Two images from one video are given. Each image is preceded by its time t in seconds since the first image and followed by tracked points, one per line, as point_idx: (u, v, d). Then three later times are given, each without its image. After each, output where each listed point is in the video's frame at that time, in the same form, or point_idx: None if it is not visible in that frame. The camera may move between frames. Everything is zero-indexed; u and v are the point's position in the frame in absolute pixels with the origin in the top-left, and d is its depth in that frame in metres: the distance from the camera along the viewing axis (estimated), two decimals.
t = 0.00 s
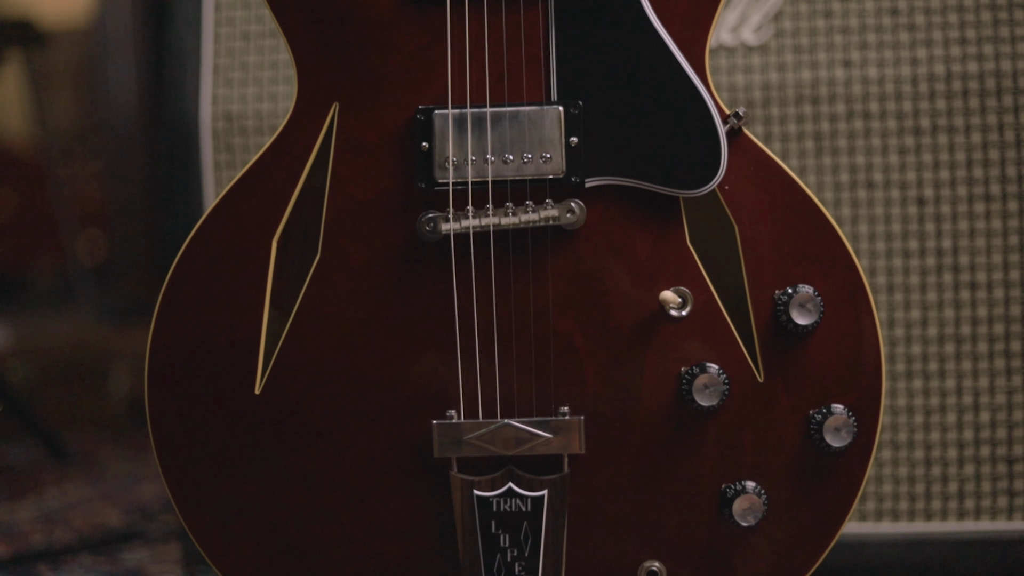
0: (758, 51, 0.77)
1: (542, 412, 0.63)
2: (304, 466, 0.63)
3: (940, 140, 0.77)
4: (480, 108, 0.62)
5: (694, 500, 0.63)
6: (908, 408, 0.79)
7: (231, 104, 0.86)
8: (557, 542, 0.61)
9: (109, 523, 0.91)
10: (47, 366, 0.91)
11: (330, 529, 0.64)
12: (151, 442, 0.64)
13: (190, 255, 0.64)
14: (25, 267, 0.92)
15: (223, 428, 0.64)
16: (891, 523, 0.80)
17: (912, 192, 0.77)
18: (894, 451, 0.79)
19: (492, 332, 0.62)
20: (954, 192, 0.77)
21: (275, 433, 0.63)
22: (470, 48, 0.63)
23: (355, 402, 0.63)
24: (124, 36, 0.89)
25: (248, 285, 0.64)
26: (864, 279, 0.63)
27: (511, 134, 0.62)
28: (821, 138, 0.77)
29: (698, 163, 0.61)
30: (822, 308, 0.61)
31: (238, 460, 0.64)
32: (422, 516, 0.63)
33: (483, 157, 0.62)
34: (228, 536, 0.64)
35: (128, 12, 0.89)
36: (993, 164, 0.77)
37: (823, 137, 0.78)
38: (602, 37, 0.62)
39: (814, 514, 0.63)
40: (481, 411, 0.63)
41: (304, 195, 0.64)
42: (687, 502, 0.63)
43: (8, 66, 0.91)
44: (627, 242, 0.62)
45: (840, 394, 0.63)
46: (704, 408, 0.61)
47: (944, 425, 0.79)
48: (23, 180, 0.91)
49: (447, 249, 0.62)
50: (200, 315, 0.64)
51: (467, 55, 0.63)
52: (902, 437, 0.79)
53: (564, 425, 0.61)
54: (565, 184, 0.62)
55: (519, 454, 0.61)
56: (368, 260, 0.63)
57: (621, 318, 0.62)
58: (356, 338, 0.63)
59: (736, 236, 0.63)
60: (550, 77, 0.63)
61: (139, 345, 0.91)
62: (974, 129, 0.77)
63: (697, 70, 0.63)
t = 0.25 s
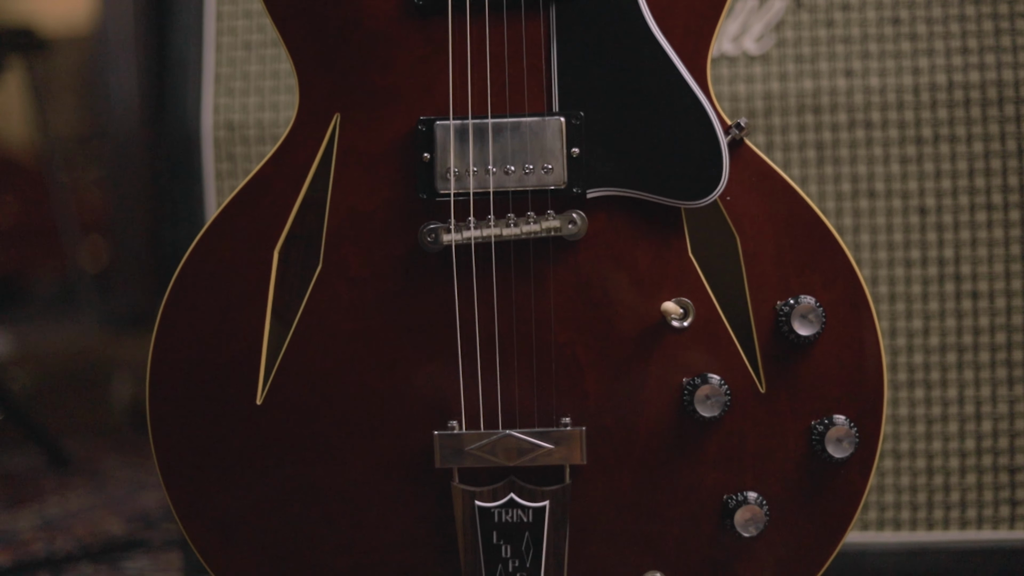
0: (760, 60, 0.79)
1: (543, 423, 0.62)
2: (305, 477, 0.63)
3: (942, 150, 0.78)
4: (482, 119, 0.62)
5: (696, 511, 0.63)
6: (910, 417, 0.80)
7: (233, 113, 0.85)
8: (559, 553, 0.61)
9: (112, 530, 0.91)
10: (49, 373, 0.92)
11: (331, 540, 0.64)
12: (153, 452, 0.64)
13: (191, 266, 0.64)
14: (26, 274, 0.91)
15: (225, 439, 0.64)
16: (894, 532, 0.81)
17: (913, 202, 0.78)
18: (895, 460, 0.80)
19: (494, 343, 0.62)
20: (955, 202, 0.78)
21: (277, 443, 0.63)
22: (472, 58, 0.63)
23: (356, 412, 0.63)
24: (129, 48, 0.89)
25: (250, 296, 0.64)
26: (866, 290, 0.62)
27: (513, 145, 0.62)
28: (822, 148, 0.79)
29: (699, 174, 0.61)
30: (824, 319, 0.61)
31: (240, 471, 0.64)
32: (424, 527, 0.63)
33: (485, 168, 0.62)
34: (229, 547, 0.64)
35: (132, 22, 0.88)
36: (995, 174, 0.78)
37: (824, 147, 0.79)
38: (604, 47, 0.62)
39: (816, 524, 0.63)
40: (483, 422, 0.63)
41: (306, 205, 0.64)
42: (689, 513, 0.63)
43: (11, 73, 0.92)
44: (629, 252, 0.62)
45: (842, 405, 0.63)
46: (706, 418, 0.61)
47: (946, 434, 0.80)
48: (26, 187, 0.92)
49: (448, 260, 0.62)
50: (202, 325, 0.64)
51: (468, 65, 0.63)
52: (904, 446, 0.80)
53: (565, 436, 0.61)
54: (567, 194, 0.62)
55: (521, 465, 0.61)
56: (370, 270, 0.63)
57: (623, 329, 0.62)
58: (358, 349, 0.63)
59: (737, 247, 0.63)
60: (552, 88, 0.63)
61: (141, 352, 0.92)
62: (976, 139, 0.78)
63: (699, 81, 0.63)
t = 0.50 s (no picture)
0: (761, 68, 0.80)
1: (545, 433, 0.62)
2: (306, 487, 0.63)
3: (944, 158, 0.79)
4: (483, 129, 0.62)
5: (697, 520, 0.63)
6: (912, 425, 0.80)
7: (234, 121, 0.90)
8: (560, 563, 0.61)
9: (113, 539, 0.92)
10: (49, 381, 0.91)
11: (332, 550, 0.63)
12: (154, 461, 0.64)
13: (193, 275, 0.64)
14: (28, 280, 0.91)
15: (225, 448, 0.63)
16: (895, 540, 0.81)
17: (915, 210, 0.79)
18: (897, 469, 0.80)
19: (495, 352, 0.62)
20: (957, 210, 0.79)
21: (278, 453, 0.63)
22: (473, 67, 0.63)
23: (357, 422, 0.63)
24: (129, 53, 0.92)
25: (251, 305, 0.64)
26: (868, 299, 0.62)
27: (514, 154, 0.62)
28: (823, 156, 0.79)
29: (702, 184, 0.61)
30: (825, 329, 0.61)
31: (240, 480, 0.64)
32: (424, 537, 0.63)
33: (486, 177, 0.62)
34: (229, 556, 0.64)
35: (133, 29, 0.92)
36: (997, 181, 0.79)
37: (826, 155, 0.80)
38: (606, 57, 0.62)
39: (817, 534, 0.62)
40: (484, 432, 0.62)
41: (308, 214, 0.64)
42: (691, 523, 0.63)
43: (11, 79, 0.91)
44: (631, 262, 0.62)
45: (844, 415, 0.62)
46: (707, 428, 0.61)
47: (947, 443, 0.80)
48: (26, 192, 0.92)
49: (450, 269, 0.62)
50: (203, 334, 0.64)
51: (469, 74, 0.63)
52: (906, 455, 0.80)
53: (567, 446, 0.61)
54: (569, 204, 0.62)
55: (522, 474, 0.61)
56: (371, 280, 0.63)
57: (624, 338, 0.62)
58: (359, 359, 0.63)
59: (739, 257, 0.63)
60: (553, 97, 0.63)
61: (144, 359, 0.92)
62: (977, 147, 0.79)
63: (701, 90, 0.63)
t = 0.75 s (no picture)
0: (763, 78, 0.81)
1: (546, 444, 0.62)
2: (306, 498, 0.63)
3: (945, 168, 0.80)
4: (484, 140, 0.62)
5: (698, 532, 0.62)
6: (913, 435, 0.81)
7: (235, 131, 0.91)
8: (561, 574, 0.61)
9: (113, 547, 0.92)
10: (50, 389, 0.91)
11: (332, 561, 0.63)
12: (154, 471, 0.64)
13: (194, 285, 0.64)
14: (29, 286, 0.92)
15: (226, 459, 0.63)
16: (896, 550, 0.82)
17: (916, 220, 0.81)
18: (899, 479, 0.81)
19: (496, 363, 0.62)
20: (958, 220, 0.81)
21: (278, 463, 0.63)
22: (474, 78, 0.63)
23: (357, 432, 0.63)
24: (130, 61, 0.92)
25: (252, 315, 0.64)
26: (869, 310, 0.62)
27: (515, 166, 0.62)
28: (825, 165, 0.81)
29: (702, 195, 0.61)
30: (826, 339, 0.61)
31: (240, 491, 0.63)
32: (425, 548, 0.63)
33: (487, 188, 0.62)
34: (229, 567, 0.64)
35: (135, 37, 0.92)
36: (998, 191, 0.81)
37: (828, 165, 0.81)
38: (607, 67, 0.62)
39: (819, 545, 0.62)
40: (485, 443, 0.62)
41: (308, 225, 0.64)
42: (692, 534, 0.62)
43: (12, 88, 0.92)
44: (632, 273, 0.62)
45: (845, 426, 0.62)
46: (708, 439, 0.61)
47: (948, 452, 0.81)
48: (28, 198, 0.92)
49: (450, 280, 0.62)
50: (204, 345, 0.64)
51: (470, 85, 0.63)
52: (907, 465, 0.81)
53: (568, 457, 0.61)
54: (569, 215, 0.62)
55: (523, 486, 0.61)
56: (372, 290, 0.63)
57: (625, 349, 0.62)
58: (359, 369, 0.63)
59: (740, 268, 0.63)
60: (554, 108, 0.63)
61: (145, 368, 0.92)
62: (978, 157, 0.80)
63: (702, 101, 0.63)
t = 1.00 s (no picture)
0: (764, 87, 0.82)
1: (546, 454, 0.62)
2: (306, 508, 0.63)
3: (946, 177, 0.80)
4: (485, 150, 0.62)
5: (699, 542, 0.62)
6: (914, 444, 0.81)
7: (236, 139, 0.89)
8: None
9: (113, 554, 0.91)
10: (51, 396, 0.92)
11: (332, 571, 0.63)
12: (155, 481, 0.64)
13: (195, 295, 0.64)
14: (31, 292, 0.92)
15: (226, 468, 0.63)
16: (897, 559, 0.82)
17: (917, 229, 0.81)
18: (899, 488, 0.81)
19: (497, 373, 0.62)
20: (959, 229, 0.81)
21: (278, 473, 0.63)
22: (475, 88, 0.63)
23: (357, 443, 0.63)
24: (134, 68, 0.92)
25: (253, 325, 0.64)
26: (870, 320, 0.62)
27: (516, 176, 0.62)
28: (826, 174, 0.81)
29: (703, 205, 0.61)
30: (827, 350, 0.61)
31: (240, 501, 0.63)
32: (425, 559, 0.63)
33: (488, 199, 0.62)
34: None
35: (137, 44, 0.92)
36: (999, 201, 0.80)
37: (828, 174, 0.82)
38: (608, 77, 0.62)
39: (819, 556, 0.62)
40: (485, 453, 0.62)
41: (309, 234, 0.64)
42: (693, 544, 0.62)
43: (15, 94, 0.92)
44: (632, 283, 0.62)
45: (846, 437, 0.62)
46: (709, 450, 0.61)
47: (949, 461, 0.81)
48: (30, 204, 0.92)
49: (451, 290, 0.62)
50: (205, 355, 0.64)
51: (470, 95, 0.63)
52: (908, 474, 0.81)
53: (569, 468, 0.60)
54: (570, 225, 0.62)
55: (523, 496, 0.61)
56: (372, 300, 0.63)
57: (626, 360, 0.62)
58: (360, 379, 0.63)
59: (741, 279, 0.63)
60: (555, 119, 0.63)
61: (145, 374, 0.92)
62: (979, 166, 0.80)
63: (703, 111, 0.63)
